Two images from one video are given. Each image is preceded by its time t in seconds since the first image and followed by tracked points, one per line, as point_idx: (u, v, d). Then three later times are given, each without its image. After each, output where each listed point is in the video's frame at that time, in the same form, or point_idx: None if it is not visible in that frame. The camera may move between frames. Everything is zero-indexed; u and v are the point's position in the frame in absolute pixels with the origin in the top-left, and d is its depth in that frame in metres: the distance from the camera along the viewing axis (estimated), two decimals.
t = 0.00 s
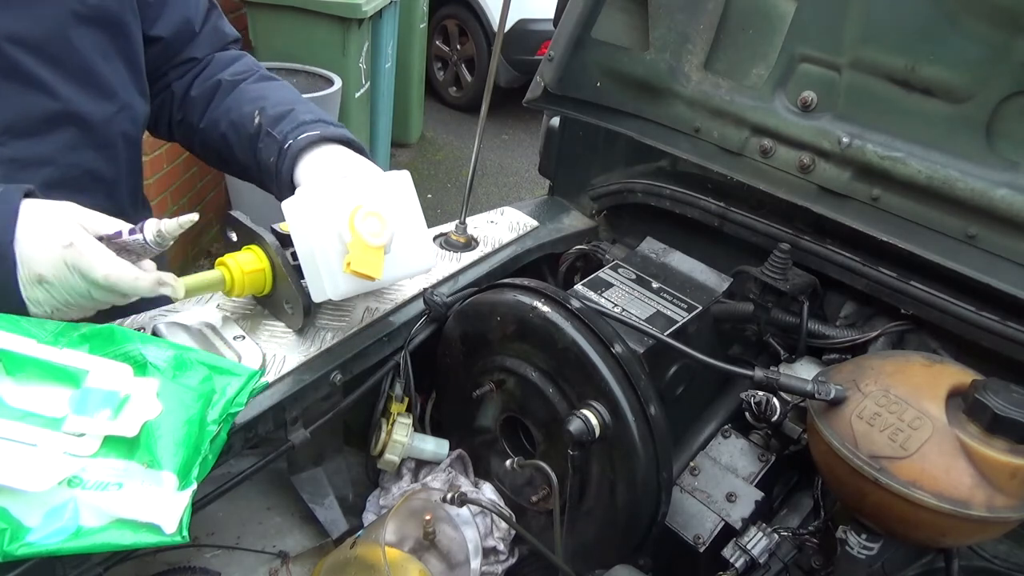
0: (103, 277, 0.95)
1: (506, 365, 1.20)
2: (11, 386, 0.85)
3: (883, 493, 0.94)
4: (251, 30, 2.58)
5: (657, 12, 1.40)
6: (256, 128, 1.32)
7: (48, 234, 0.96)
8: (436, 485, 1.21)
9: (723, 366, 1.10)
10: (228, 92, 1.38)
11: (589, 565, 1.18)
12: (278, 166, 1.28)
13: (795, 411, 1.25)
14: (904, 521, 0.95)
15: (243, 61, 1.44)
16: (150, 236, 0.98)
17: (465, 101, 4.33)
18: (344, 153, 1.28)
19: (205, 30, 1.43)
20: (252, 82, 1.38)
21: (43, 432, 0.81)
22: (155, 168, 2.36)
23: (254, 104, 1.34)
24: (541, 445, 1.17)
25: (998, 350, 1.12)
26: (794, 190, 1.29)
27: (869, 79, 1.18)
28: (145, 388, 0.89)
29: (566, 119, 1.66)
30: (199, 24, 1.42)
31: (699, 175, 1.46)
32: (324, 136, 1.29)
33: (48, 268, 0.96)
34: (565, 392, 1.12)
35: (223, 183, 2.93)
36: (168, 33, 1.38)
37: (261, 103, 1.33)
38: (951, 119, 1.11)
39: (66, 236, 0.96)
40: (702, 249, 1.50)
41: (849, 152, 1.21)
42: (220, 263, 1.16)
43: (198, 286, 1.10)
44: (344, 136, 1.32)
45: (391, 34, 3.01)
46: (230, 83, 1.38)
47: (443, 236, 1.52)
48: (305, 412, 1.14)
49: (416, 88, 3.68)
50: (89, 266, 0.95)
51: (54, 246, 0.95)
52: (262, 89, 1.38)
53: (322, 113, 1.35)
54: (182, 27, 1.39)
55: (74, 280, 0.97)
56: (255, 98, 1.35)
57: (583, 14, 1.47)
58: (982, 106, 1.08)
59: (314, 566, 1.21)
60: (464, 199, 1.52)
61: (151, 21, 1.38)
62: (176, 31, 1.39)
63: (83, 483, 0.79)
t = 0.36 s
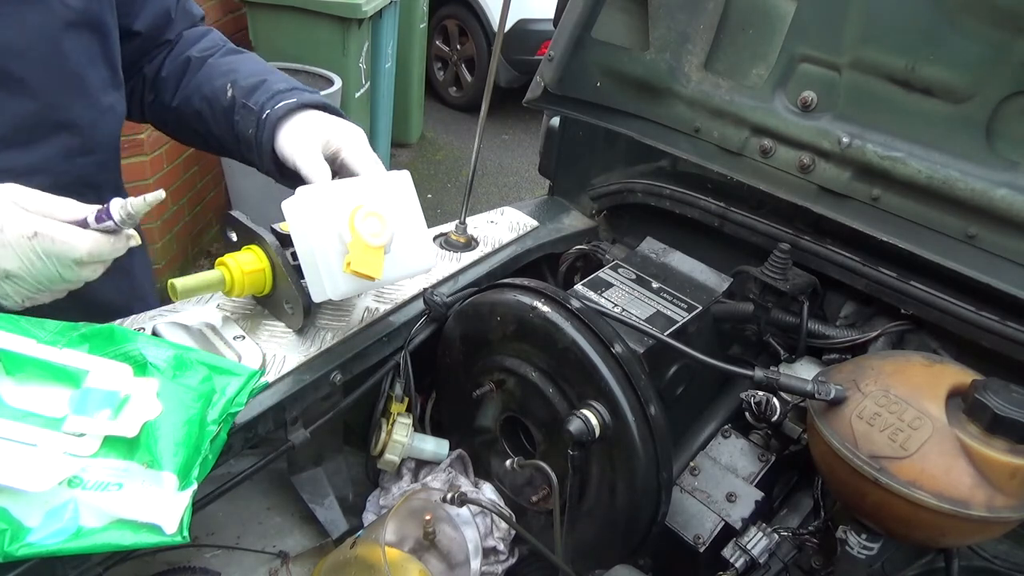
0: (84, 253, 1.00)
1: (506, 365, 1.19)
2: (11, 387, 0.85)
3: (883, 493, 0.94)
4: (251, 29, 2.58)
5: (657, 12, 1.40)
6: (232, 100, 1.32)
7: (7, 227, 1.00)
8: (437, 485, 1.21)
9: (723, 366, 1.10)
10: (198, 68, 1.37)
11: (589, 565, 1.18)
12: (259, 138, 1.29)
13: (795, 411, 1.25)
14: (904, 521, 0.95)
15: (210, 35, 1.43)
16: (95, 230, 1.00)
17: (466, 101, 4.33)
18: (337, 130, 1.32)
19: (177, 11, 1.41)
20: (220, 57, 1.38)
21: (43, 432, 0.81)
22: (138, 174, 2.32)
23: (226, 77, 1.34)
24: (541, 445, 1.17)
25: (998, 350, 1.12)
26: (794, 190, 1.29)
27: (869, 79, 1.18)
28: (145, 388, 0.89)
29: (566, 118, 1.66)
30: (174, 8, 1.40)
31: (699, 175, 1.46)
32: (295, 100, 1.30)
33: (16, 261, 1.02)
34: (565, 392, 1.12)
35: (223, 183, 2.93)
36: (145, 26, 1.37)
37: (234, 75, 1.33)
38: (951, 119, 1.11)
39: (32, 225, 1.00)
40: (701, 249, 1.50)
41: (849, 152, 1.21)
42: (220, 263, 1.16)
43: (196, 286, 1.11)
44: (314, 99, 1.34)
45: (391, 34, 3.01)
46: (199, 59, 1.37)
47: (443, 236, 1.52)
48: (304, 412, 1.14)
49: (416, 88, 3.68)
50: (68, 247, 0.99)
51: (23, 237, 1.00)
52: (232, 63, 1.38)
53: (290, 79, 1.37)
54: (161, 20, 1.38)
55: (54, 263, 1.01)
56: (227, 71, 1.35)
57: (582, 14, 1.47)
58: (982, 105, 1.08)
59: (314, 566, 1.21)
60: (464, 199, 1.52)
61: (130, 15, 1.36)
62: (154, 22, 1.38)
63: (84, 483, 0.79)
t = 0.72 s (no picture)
0: (88, 216, 1.09)
1: (506, 365, 1.20)
2: (11, 387, 0.85)
3: (883, 493, 0.94)
4: (252, 29, 2.58)
5: (657, 12, 1.40)
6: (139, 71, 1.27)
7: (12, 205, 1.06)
8: (436, 485, 1.21)
9: (723, 366, 1.10)
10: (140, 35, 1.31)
11: (588, 565, 1.18)
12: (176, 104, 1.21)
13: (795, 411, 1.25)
14: (904, 521, 0.95)
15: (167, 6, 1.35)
16: (89, 198, 1.09)
17: (466, 101, 4.33)
18: (191, 98, 1.17)
19: None
20: (165, 25, 1.30)
21: (43, 432, 0.81)
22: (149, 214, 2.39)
23: (147, 47, 1.27)
24: (541, 445, 1.17)
25: (998, 350, 1.12)
26: (794, 190, 1.29)
27: (869, 79, 1.18)
28: (145, 388, 0.89)
29: (566, 118, 1.66)
30: None
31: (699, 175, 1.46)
32: (173, 78, 1.19)
33: (27, 237, 1.06)
34: (565, 392, 1.12)
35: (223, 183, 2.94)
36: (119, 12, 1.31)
37: (153, 45, 1.27)
38: (951, 119, 1.11)
39: (38, 200, 1.06)
40: (701, 249, 1.50)
41: (849, 152, 1.21)
42: (220, 263, 1.16)
43: (196, 286, 1.11)
44: (214, 88, 1.22)
45: (391, 34, 3.01)
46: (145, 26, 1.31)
47: (443, 235, 1.52)
48: (304, 412, 1.14)
49: (416, 88, 3.68)
50: (72, 214, 1.07)
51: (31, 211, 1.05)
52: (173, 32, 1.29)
53: (206, 65, 1.24)
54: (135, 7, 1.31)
55: (60, 236, 1.08)
56: (153, 40, 1.28)
57: (582, 14, 1.47)
58: (982, 105, 1.08)
59: (314, 566, 1.21)
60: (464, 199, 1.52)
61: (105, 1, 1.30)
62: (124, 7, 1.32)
63: (84, 483, 0.79)
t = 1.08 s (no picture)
0: (62, 244, 1.08)
1: (506, 365, 1.20)
2: (11, 387, 0.85)
3: (883, 492, 0.94)
4: (251, 29, 2.58)
5: (657, 12, 1.40)
6: (105, 80, 1.25)
7: None
8: (437, 485, 1.21)
9: (723, 366, 1.10)
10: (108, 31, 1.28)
11: (588, 565, 1.18)
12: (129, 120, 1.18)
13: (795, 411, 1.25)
14: (904, 521, 0.95)
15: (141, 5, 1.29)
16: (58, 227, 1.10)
17: (466, 101, 4.33)
18: (148, 129, 1.15)
19: None
20: (130, 26, 1.26)
21: (42, 432, 0.81)
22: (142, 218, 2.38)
23: (113, 54, 1.25)
24: (541, 445, 1.17)
25: (997, 350, 1.12)
26: (794, 190, 1.29)
27: (869, 79, 1.18)
28: (145, 388, 0.89)
29: (566, 118, 1.66)
30: None
31: (698, 175, 1.46)
32: (135, 107, 1.17)
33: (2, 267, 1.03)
34: (564, 392, 1.12)
35: (223, 183, 2.94)
36: (87, 5, 1.28)
37: (119, 54, 1.23)
38: (951, 119, 1.11)
39: (10, 230, 1.04)
40: (701, 250, 1.50)
41: (849, 152, 1.21)
42: (220, 263, 1.16)
43: (196, 286, 1.11)
44: (176, 115, 1.19)
45: (391, 34, 3.01)
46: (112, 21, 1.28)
47: (443, 236, 1.52)
48: (305, 412, 1.14)
49: (416, 89, 3.69)
50: (46, 242, 1.06)
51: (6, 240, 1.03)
52: (137, 34, 1.25)
53: (170, 87, 1.21)
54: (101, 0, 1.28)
55: (32, 264, 1.06)
56: (119, 47, 1.24)
57: (582, 14, 1.47)
58: (982, 105, 1.08)
59: (314, 567, 1.20)
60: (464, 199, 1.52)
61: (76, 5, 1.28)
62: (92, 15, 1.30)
63: (84, 483, 0.79)
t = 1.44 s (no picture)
0: (46, 261, 1.07)
1: (506, 365, 1.20)
2: (11, 387, 0.85)
3: (883, 492, 0.94)
4: (252, 29, 2.58)
5: (657, 12, 1.40)
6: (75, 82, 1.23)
7: None
8: (437, 485, 1.21)
9: (723, 366, 1.10)
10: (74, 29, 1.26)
11: (589, 565, 1.18)
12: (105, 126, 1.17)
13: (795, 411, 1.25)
14: (904, 521, 0.95)
15: None
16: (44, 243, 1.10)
17: (466, 101, 4.33)
18: (129, 144, 1.15)
19: None
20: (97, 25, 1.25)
21: (42, 432, 0.81)
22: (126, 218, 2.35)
23: (82, 55, 1.23)
24: (541, 445, 1.17)
25: (998, 350, 1.12)
26: (793, 190, 1.29)
27: (869, 79, 1.18)
28: (145, 388, 0.89)
29: (566, 118, 1.66)
30: None
31: (698, 175, 1.46)
32: (113, 118, 1.16)
33: None
34: (564, 392, 1.12)
35: (223, 183, 2.95)
36: None
37: (90, 55, 1.22)
38: (951, 119, 1.11)
39: None
40: (701, 250, 1.50)
41: (849, 152, 1.21)
42: (220, 263, 1.16)
43: (196, 286, 1.11)
44: (154, 125, 1.19)
45: (392, 34, 3.01)
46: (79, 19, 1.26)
47: (443, 235, 1.52)
48: (305, 412, 1.14)
49: (416, 89, 3.69)
50: (31, 260, 1.05)
51: None
52: (105, 34, 1.24)
53: (147, 94, 1.20)
54: None
55: (19, 283, 1.06)
56: (89, 49, 1.23)
57: (582, 14, 1.48)
58: (983, 105, 1.08)
59: (314, 567, 1.20)
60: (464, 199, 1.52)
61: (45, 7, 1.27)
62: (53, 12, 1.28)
63: (84, 483, 0.79)
